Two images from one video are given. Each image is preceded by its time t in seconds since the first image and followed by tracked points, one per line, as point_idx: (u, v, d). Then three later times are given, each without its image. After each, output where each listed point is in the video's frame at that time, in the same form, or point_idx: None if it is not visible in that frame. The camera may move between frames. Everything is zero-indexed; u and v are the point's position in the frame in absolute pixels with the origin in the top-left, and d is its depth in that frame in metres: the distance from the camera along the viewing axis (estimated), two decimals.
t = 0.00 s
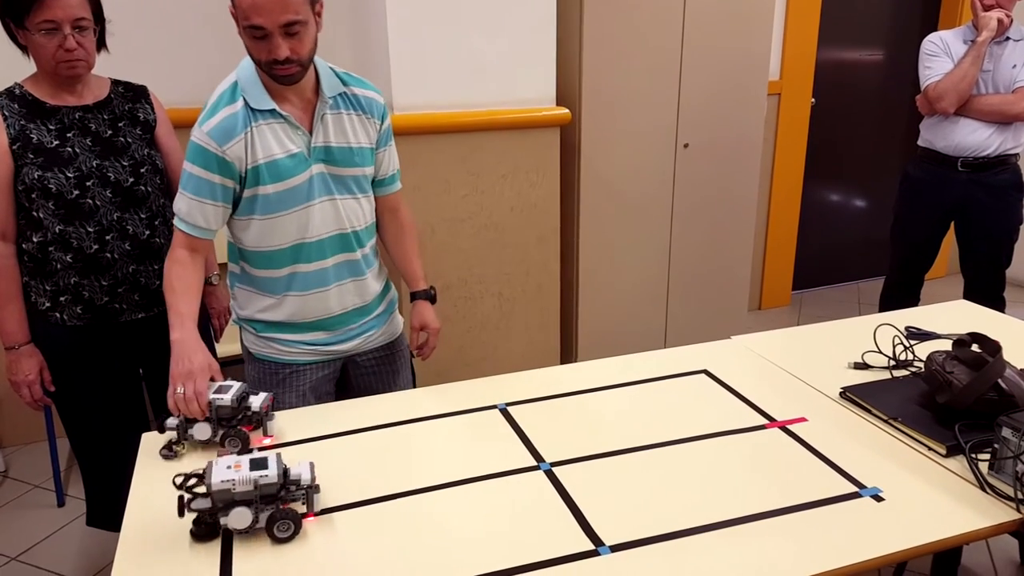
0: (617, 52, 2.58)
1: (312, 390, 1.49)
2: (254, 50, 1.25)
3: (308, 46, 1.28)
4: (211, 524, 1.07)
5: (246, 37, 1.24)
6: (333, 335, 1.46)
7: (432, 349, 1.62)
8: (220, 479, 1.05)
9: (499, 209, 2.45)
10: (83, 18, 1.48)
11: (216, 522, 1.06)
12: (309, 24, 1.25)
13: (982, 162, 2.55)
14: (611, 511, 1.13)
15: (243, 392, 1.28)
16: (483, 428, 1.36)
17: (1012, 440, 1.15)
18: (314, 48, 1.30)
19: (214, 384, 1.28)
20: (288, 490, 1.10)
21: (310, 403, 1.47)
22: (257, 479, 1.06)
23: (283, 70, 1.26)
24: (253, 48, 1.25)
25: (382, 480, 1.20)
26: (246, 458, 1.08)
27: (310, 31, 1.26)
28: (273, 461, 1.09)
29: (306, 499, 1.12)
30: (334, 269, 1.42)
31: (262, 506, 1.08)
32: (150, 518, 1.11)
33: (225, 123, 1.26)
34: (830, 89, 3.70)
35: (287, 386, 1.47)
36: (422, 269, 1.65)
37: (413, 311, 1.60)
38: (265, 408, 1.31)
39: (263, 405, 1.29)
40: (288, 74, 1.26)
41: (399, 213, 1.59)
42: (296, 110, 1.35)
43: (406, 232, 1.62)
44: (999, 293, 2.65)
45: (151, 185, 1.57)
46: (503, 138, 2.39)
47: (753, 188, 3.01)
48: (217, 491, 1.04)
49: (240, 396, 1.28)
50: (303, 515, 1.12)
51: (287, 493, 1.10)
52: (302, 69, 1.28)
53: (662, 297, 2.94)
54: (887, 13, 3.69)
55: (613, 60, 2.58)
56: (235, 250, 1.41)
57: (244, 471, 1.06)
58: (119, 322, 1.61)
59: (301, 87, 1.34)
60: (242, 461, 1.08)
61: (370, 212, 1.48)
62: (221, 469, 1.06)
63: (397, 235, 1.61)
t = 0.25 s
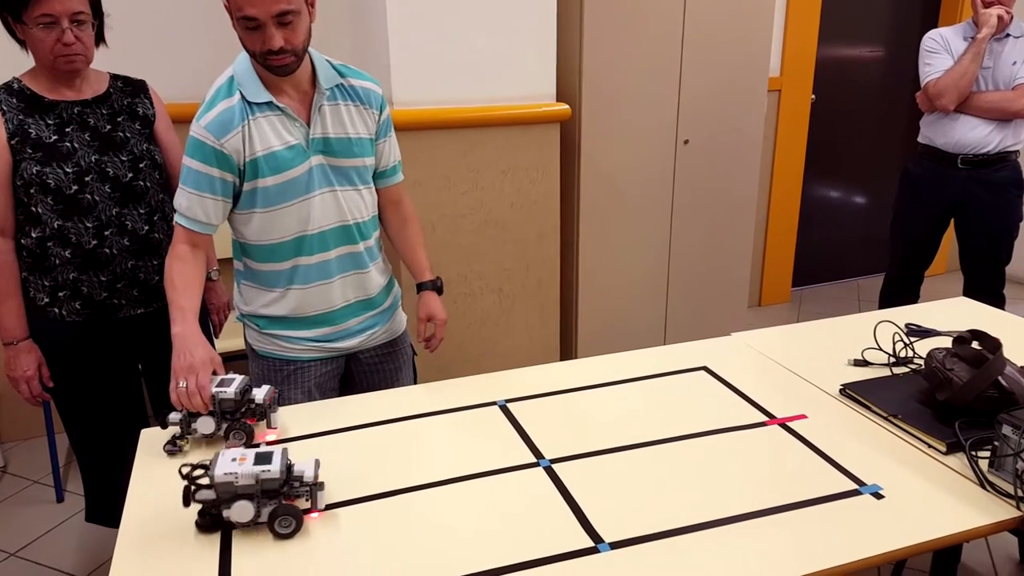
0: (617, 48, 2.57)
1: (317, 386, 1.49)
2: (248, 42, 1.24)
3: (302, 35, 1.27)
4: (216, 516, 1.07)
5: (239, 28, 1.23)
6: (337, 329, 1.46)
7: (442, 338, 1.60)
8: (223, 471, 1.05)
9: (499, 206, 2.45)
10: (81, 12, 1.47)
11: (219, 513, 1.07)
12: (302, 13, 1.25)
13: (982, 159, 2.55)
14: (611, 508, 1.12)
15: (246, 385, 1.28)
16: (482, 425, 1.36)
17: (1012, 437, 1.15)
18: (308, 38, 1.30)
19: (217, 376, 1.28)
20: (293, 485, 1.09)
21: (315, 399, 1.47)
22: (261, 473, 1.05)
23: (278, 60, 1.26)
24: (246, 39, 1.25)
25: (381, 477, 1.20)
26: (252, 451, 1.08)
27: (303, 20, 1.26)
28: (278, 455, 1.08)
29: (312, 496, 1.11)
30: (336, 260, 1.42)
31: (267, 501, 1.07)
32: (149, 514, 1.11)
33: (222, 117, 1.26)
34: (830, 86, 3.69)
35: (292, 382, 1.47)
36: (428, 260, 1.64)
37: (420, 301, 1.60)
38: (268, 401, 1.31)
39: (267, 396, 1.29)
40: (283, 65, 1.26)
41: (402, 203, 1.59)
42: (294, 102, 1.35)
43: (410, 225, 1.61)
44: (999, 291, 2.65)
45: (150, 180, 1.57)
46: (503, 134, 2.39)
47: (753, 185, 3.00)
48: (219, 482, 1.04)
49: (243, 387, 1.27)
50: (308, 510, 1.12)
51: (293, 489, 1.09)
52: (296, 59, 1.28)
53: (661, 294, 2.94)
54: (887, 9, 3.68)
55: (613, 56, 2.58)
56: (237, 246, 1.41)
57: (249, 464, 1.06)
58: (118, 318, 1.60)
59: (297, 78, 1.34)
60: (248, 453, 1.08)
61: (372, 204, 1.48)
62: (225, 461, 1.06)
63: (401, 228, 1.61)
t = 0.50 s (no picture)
0: (617, 48, 2.57)
1: (321, 385, 1.49)
2: (249, 40, 1.25)
3: (303, 34, 1.28)
4: (222, 515, 1.08)
5: (240, 27, 1.23)
6: (341, 327, 1.46)
7: (444, 332, 1.61)
8: (231, 469, 1.05)
9: (499, 205, 2.45)
10: (83, 12, 1.47)
11: (227, 512, 1.07)
12: (303, 11, 1.25)
13: (982, 159, 2.55)
14: (611, 508, 1.13)
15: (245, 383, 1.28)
16: (483, 424, 1.36)
17: (1012, 437, 1.16)
18: (309, 36, 1.30)
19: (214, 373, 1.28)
20: (300, 484, 1.09)
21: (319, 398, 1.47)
22: (269, 471, 1.06)
23: (279, 59, 1.26)
24: (247, 37, 1.25)
25: (382, 476, 1.20)
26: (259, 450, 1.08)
27: (304, 19, 1.26)
28: (286, 453, 1.09)
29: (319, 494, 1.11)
30: (340, 258, 1.42)
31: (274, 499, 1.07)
32: (150, 513, 1.11)
33: (224, 116, 1.26)
34: (830, 85, 3.69)
35: (296, 382, 1.47)
36: (431, 256, 1.64)
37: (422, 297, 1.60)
38: (265, 401, 1.29)
39: (263, 397, 1.27)
40: (284, 63, 1.26)
41: (404, 200, 1.58)
42: (295, 101, 1.35)
43: (412, 223, 1.62)
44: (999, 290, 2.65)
45: (151, 179, 1.57)
46: (503, 133, 2.39)
47: (753, 185, 3.00)
48: (227, 480, 1.05)
49: (240, 387, 1.27)
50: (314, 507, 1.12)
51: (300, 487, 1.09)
52: (297, 57, 1.28)
53: (662, 293, 2.94)
54: (888, 8, 3.68)
55: (613, 55, 2.58)
56: (240, 246, 1.41)
57: (256, 463, 1.06)
58: (119, 317, 1.60)
59: (298, 77, 1.34)
60: (256, 452, 1.09)
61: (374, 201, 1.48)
62: (233, 459, 1.07)
63: (404, 226, 1.61)
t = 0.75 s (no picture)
0: (616, 49, 2.58)
1: (318, 386, 1.49)
2: (251, 44, 1.25)
3: (305, 39, 1.28)
4: (227, 523, 1.07)
5: (243, 31, 1.24)
6: (338, 329, 1.46)
7: (434, 334, 1.64)
8: (240, 474, 1.05)
9: (499, 206, 2.45)
10: (84, 14, 1.48)
11: (235, 517, 1.06)
12: (306, 17, 1.25)
13: (980, 160, 2.55)
14: (611, 509, 1.13)
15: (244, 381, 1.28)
16: (483, 425, 1.36)
17: (1009, 438, 1.17)
18: (311, 41, 1.30)
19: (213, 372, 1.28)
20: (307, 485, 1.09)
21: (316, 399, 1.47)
22: (276, 472, 1.06)
23: (281, 63, 1.26)
24: (250, 41, 1.25)
25: (382, 477, 1.20)
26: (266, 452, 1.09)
27: (306, 24, 1.26)
28: (292, 454, 1.09)
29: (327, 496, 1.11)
30: (338, 261, 1.42)
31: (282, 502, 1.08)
32: (150, 515, 1.11)
33: (224, 118, 1.26)
34: (828, 86, 3.70)
35: (294, 383, 1.47)
36: (425, 260, 1.65)
37: (415, 300, 1.61)
38: (265, 396, 1.30)
39: (262, 392, 1.28)
40: (286, 67, 1.27)
41: (400, 202, 1.59)
42: (295, 104, 1.35)
43: (408, 227, 1.62)
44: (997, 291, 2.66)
45: (151, 181, 1.57)
46: (503, 135, 2.39)
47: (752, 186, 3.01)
48: (236, 484, 1.05)
49: (240, 382, 1.27)
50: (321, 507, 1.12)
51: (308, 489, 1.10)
52: (299, 61, 1.28)
53: (661, 294, 2.94)
54: (886, 10, 3.69)
55: (612, 57, 2.58)
56: (238, 247, 1.42)
57: (264, 464, 1.07)
58: (119, 318, 1.61)
59: (299, 81, 1.34)
60: (262, 455, 1.09)
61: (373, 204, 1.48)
62: (239, 463, 1.07)
63: (399, 228, 1.61)
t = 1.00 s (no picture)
0: (615, 51, 2.58)
1: (316, 388, 1.49)
2: (251, 46, 1.25)
3: (305, 41, 1.28)
4: (233, 511, 1.09)
5: (243, 32, 1.24)
6: (336, 331, 1.46)
7: (430, 339, 1.61)
8: (242, 466, 1.06)
9: (498, 208, 2.46)
10: (84, 15, 1.48)
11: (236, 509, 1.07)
12: (306, 19, 1.25)
13: (979, 162, 2.56)
14: (610, 510, 1.13)
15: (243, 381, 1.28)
16: (482, 427, 1.36)
17: (1008, 440, 1.17)
18: (310, 43, 1.31)
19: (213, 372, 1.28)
20: (310, 485, 1.09)
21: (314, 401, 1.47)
22: (276, 470, 1.06)
23: (281, 65, 1.26)
24: (249, 43, 1.25)
25: (382, 478, 1.20)
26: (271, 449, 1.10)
27: (306, 26, 1.27)
28: (296, 454, 1.10)
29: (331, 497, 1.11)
30: (336, 262, 1.42)
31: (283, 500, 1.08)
32: (149, 516, 1.11)
33: (223, 119, 1.26)
34: (827, 88, 3.70)
35: (291, 384, 1.47)
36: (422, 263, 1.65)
37: (410, 303, 1.60)
38: (265, 396, 1.30)
39: (262, 392, 1.28)
40: (285, 69, 1.27)
41: (398, 205, 1.59)
42: (294, 105, 1.35)
43: (406, 230, 1.62)
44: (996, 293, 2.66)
45: (151, 183, 1.57)
46: (502, 136, 2.40)
47: (751, 187, 3.01)
48: (238, 476, 1.06)
49: (239, 383, 1.27)
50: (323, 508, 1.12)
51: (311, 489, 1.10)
52: (299, 64, 1.28)
53: (660, 296, 2.95)
54: (885, 12, 3.69)
55: (611, 58, 2.59)
56: (236, 249, 1.42)
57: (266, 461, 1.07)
58: (118, 320, 1.61)
59: (297, 82, 1.34)
60: (267, 451, 1.10)
61: (370, 205, 1.48)
62: (244, 457, 1.08)
63: (397, 230, 1.61)
